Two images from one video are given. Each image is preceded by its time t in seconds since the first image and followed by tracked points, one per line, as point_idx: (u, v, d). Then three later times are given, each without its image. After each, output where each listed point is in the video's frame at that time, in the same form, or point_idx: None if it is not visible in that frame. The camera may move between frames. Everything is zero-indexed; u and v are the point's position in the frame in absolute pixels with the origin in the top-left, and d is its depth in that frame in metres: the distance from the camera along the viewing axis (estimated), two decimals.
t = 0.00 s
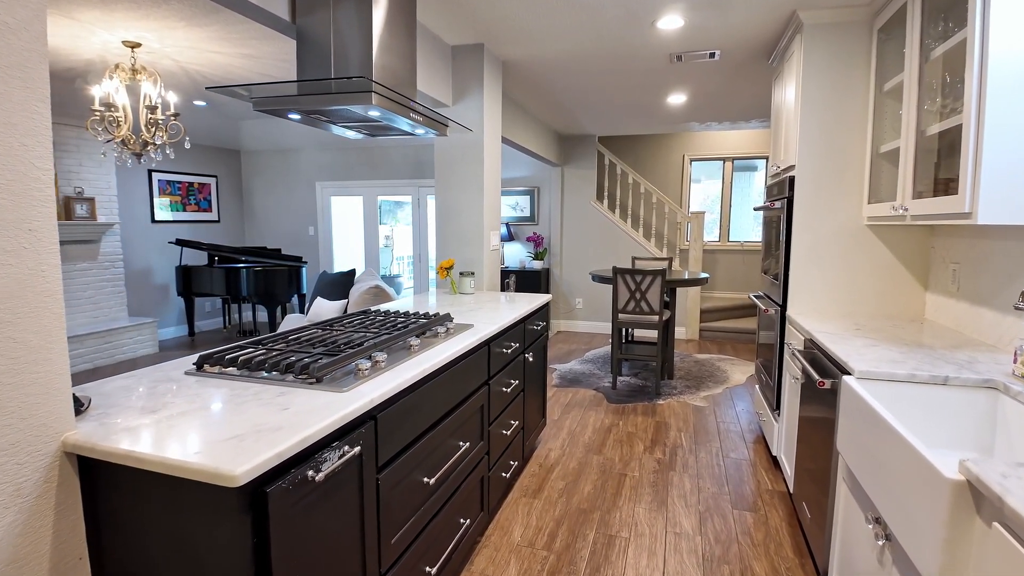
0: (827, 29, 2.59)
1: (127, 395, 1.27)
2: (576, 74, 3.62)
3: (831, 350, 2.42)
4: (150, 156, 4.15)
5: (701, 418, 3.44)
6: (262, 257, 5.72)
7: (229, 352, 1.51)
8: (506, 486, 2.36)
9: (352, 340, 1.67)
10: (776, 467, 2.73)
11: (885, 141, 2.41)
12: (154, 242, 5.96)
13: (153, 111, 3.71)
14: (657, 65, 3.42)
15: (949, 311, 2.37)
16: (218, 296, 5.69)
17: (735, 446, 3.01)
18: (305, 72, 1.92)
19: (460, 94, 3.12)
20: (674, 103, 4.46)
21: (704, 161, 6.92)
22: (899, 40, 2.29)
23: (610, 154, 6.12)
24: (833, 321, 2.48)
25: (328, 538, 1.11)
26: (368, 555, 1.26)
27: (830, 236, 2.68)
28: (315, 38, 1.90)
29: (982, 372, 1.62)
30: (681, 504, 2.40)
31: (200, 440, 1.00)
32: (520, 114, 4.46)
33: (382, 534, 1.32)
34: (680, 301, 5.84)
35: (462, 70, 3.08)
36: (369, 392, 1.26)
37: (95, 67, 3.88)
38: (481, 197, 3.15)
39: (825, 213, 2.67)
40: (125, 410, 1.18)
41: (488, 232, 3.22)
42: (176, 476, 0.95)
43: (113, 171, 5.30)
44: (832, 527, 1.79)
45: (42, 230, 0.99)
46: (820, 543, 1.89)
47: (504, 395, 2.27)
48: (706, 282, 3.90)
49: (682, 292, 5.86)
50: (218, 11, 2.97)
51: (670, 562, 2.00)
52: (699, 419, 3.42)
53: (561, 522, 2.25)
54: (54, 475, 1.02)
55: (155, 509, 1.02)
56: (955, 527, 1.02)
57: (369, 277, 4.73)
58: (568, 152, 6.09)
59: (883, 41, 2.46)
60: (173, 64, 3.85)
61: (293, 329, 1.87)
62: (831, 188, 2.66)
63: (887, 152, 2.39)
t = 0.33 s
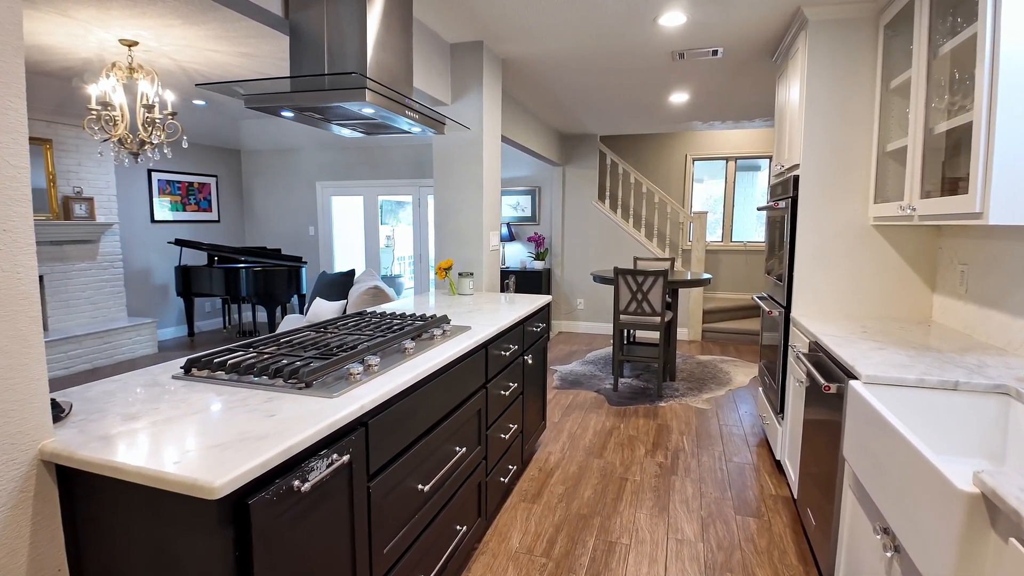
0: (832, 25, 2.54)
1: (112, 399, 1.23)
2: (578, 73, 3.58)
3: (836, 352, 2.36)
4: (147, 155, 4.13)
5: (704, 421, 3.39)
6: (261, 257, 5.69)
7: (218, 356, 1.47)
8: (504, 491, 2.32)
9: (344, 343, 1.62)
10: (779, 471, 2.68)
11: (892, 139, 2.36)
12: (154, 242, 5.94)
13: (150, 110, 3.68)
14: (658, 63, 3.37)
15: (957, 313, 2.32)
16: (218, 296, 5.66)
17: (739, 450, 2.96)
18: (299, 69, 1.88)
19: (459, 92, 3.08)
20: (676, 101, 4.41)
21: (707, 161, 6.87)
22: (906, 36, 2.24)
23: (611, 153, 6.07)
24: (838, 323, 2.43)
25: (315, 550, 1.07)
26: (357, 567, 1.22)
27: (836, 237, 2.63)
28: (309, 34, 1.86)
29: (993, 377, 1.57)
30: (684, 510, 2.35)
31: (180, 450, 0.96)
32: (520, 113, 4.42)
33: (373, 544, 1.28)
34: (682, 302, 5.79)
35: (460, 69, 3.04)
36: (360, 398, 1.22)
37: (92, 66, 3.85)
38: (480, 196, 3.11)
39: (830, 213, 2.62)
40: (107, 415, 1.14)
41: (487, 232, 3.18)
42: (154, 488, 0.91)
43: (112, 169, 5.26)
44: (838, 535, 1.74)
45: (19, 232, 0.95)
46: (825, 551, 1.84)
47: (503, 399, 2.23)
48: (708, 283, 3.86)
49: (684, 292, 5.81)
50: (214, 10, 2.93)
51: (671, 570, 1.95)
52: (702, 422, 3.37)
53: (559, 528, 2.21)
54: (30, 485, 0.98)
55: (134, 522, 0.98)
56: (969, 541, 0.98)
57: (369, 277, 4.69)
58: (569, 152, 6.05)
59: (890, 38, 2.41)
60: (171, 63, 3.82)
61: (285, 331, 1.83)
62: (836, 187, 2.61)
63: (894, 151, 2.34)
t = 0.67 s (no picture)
0: (839, 21, 2.49)
1: (96, 403, 1.20)
2: (579, 71, 3.54)
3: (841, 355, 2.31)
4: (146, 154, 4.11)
5: (706, 424, 3.34)
6: (262, 257, 5.66)
7: (207, 358, 1.44)
8: (502, 495, 2.28)
9: (337, 345, 1.59)
10: (783, 476, 2.63)
11: (900, 137, 2.31)
12: (155, 242, 5.93)
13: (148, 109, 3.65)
14: (660, 60, 3.33)
15: (965, 315, 2.27)
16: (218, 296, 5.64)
17: (742, 453, 2.91)
18: (292, 65, 1.84)
19: (459, 90, 3.04)
20: (679, 100, 4.36)
21: (710, 160, 6.82)
22: (914, 32, 2.20)
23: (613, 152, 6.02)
24: (844, 325, 2.39)
25: (300, 561, 1.03)
26: None
27: (841, 237, 2.58)
28: (303, 30, 1.82)
29: (1004, 381, 1.53)
30: (686, 515, 2.31)
31: (160, 459, 0.92)
32: (521, 112, 4.38)
33: (364, 554, 1.24)
34: (685, 302, 5.74)
35: (459, 66, 3.00)
36: (350, 403, 1.18)
37: (91, 65, 3.84)
38: (480, 195, 3.06)
39: (835, 212, 2.58)
40: (89, 420, 1.10)
41: (487, 232, 3.14)
42: (132, 497, 0.87)
43: (112, 169, 5.24)
44: (844, 543, 1.70)
45: None
46: (831, 559, 1.80)
47: (501, 401, 2.19)
48: (711, 284, 3.81)
49: (687, 293, 5.76)
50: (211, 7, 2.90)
51: None
52: (704, 424, 3.33)
53: (559, 533, 2.16)
54: (6, 493, 0.95)
55: (113, 532, 0.94)
56: (982, 556, 0.93)
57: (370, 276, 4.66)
58: (571, 151, 6.00)
59: (897, 34, 2.36)
60: (170, 61, 3.79)
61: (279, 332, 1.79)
62: (842, 186, 2.56)
63: (901, 149, 2.29)
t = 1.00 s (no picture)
0: (843, 18, 2.44)
1: (80, 408, 1.17)
2: (579, 69, 3.51)
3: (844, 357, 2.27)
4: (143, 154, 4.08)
5: (708, 426, 3.30)
6: (261, 257, 5.64)
7: (195, 361, 1.40)
8: (499, 500, 2.24)
9: (328, 347, 1.55)
10: (786, 479, 2.59)
11: (905, 136, 2.27)
12: (154, 242, 5.91)
13: (145, 108, 3.62)
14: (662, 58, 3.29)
15: (972, 317, 2.22)
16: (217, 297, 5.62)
17: (744, 456, 2.87)
18: (285, 62, 1.81)
19: (457, 88, 3.00)
20: (681, 99, 4.32)
21: (712, 160, 6.77)
22: (919, 27, 2.15)
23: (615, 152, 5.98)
24: (847, 326, 2.34)
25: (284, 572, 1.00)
26: None
27: (845, 237, 2.53)
28: (296, 26, 1.79)
29: (1013, 385, 1.49)
30: (687, 521, 2.26)
31: (137, 468, 0.89)
32: (522, 111, 4.34)
33: (353, 564, 1.20)
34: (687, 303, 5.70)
35: (458, 64, 2.97)
36: (338, 408, 1.15)
37: (88, 64, 3.82)
38: (478, 194, 3.03)
39: (839, 212, 2.53)
40: (69, 426, 1.07)
41: (486, 232, 3.10)
42: (105, 507, 0.84)
43: (112, 169, 5.23)
44: (848, 551, 1.66)
45: None
46: (835, 565, 1.76)
47: (498, 404, 2.15)
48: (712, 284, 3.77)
49: (689, 293, 5.71)
50: (207, 6, 2.86)
51: None
52: (706, 427, 3.28)
53: (557, 538, 2.13)
54: None
55: (89, 544, 0.90)
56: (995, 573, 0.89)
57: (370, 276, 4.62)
58: (572, 151, 5.96)
59: (902, 30, 2.32)
60: (168, 60, 3.76)
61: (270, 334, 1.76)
62: (846, 185, 2.52)
63: (906, 148, 2.25)
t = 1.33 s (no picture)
0: (848, 13, 2.40)
1: (61, 411, 1.14)
2: (580, 67, 3.47)
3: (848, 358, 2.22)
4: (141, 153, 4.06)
5: (710, 428, 3.26)
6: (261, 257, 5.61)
7: (181, 364, 1.37)
8: (497, 504, 2.20)
9: (320, 349, 1.52)
10: (789, 483, 2.55)
11: (910, 133, 2.23)
12: (153, 242, 5.90)
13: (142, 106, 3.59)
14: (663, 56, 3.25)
15: (979, 318, 2.18)
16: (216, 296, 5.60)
17: (746, 459, 2.84)
18: (277, 58, 1.78)
19: (455, 86, 2.97)
20: (683, 97, 4.28)
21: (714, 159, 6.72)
22: (925, 22, 2.11)
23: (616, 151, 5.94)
24: (852, 327, 2.30)
25: None
26: None
27: (850, 236, 2.49)
28: (288, 21, 1.76)
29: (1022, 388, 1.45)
30: (688, 525, 2.22)
31: (112, 476, 0.85)
32: (522, 110, 4.31)
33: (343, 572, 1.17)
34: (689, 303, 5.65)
35: (456, 62, 2.94)
36: (326, 412, 1.12)
37: (85, 62, 3.80)
38: (477, 193, 2.99)
39: (842, 211, 2.49)
40: (47, 431, 1.04)
41: (485, 232, 3.07)
42: (78, 517, 0.80)
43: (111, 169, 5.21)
44: (853, 557, 1.61)
45: None
46: (839, 571, 1.72)
47: (495, 406, 2.11)
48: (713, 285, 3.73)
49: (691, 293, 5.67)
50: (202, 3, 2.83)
51: None
52: (707, 429, 3.24)
53: (555, 543, 2.09)
54: None
55: (64, 554, 0.87)
56: None
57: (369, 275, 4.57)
58: (573, 151, 5.93)
59: (907, 25, 2.28)
60: (166, 58, 3.74)
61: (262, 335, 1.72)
62: (850, 183, 2.47)
63: (912, 145, 2.21)
